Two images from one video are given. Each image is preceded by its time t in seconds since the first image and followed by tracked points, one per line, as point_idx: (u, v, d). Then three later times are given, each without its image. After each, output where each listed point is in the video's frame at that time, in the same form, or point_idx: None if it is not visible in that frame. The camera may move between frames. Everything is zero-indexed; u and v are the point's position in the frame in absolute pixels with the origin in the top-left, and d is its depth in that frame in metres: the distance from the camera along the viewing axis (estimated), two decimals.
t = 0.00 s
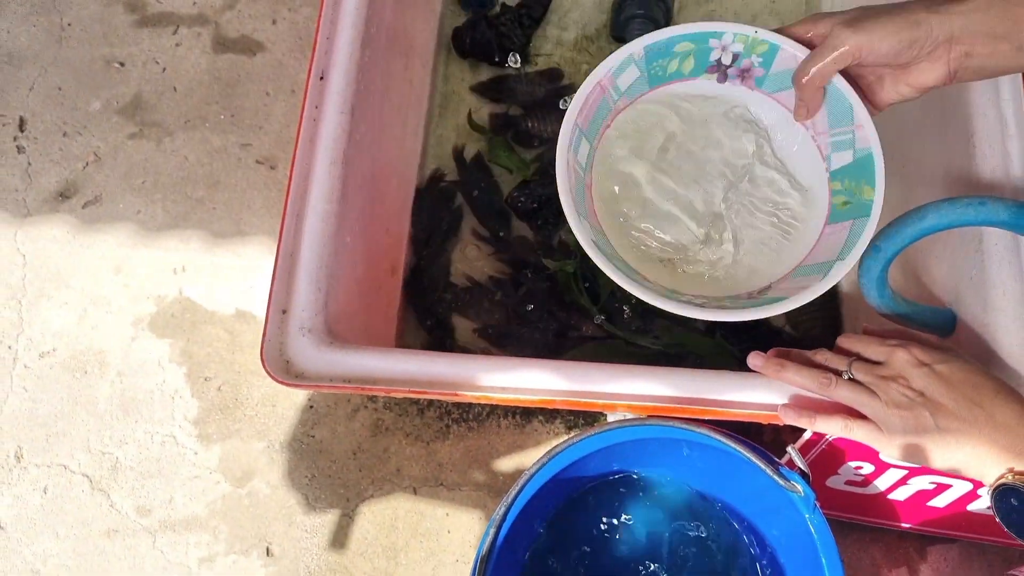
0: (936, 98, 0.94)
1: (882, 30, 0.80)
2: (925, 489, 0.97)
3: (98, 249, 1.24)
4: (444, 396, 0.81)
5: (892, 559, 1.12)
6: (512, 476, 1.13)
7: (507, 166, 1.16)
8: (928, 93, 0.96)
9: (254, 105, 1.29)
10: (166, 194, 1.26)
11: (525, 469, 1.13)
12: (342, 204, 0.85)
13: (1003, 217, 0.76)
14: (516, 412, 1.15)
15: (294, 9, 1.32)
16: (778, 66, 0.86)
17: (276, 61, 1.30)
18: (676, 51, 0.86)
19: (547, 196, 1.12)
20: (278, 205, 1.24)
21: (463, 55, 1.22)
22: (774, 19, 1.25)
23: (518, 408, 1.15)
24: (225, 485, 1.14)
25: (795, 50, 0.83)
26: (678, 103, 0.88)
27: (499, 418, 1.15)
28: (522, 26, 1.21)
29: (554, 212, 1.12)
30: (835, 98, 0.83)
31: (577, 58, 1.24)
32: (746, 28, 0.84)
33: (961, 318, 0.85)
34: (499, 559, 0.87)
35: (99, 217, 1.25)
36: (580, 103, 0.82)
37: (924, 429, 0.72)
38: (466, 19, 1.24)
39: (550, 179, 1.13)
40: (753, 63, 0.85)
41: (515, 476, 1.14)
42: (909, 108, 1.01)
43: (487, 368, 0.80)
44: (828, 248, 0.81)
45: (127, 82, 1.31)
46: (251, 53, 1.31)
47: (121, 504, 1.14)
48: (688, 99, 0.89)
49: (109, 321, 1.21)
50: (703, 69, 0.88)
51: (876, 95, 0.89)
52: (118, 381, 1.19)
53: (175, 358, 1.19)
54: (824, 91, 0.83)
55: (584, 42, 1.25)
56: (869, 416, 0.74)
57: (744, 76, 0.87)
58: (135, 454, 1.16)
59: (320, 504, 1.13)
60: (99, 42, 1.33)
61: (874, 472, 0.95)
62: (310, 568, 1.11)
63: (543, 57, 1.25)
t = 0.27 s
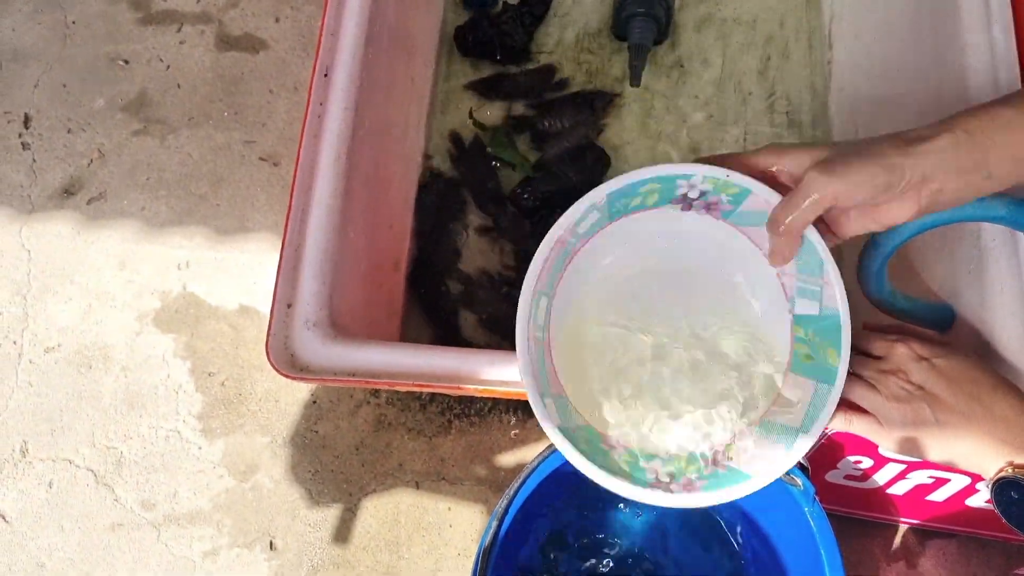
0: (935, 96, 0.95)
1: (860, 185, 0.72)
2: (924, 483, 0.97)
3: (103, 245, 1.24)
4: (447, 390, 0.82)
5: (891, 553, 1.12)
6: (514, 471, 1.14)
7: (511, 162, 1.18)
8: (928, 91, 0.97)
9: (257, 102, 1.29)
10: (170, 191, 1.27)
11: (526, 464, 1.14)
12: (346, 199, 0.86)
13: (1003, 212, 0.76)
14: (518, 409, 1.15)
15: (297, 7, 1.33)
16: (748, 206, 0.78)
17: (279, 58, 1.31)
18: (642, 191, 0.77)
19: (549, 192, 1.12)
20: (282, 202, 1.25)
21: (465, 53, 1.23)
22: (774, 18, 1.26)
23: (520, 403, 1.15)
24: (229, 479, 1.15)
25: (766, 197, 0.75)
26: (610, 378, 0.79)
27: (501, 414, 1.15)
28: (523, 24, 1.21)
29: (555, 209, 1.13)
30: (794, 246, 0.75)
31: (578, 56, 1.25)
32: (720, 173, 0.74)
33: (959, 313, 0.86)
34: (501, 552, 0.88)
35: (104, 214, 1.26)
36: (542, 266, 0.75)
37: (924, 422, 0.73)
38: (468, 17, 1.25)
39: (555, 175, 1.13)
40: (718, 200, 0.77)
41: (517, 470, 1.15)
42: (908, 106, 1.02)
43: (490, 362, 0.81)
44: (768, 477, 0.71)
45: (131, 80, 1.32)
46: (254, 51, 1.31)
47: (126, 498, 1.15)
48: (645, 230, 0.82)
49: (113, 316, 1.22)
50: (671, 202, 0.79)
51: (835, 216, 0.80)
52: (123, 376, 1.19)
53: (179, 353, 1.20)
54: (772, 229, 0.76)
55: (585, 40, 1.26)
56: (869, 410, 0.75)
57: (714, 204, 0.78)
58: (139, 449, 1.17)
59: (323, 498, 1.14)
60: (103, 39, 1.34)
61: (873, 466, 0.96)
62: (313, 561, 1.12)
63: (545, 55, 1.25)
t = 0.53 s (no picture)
0: (935, 93, 0.96)
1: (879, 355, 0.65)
2: (924, 479, 0.98)
3: (106, 242, 1.25)
4: (449, 385, 0.82)
5: (891, 550, 1.13)
6: (515, 467, 1.15)
7: (510, 160, 1.16)
8: (928, 88, 0.97)
9: (260, 100, 1.30)
10: (173, 188, 1.27)
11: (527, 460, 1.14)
12: (348, 195, 0.87)
13: (999, 206, 0.76)
14: (519, 404, 1.16)
15: (299, 5, 1.34)
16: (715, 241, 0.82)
17: (281, 56, 1.32)
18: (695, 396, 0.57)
19: (549, 190, 1.15)
20: (284, 199, 1.26)
21: (466, 50, 1.23)
22: (775, 16, 1.26)
23: (522, 399, 1.16)
24: (231, 475, 1.16)
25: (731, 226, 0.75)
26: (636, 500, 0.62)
27: (502, 409, 1.16)
28: (525, 22, 1.22)
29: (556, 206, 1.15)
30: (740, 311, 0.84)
31: (579, 54, 1.26)
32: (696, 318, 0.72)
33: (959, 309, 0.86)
34: (501, 545, 0.89)
35: (107, 211, 1.27)
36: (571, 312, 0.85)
37: (925, 419, 0.73)
38: (469, 15, 1.25)
39: (555, 172, 1.16)
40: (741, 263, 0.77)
41: (518, 466, 1.15)
42: (908, 104, 1.02)
43: (492, 357, 0.81)
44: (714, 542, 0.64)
45: (134, 77, 1.33)
46: (256, 49, 1.32)
47: (128, 493, 1.16)
48: (703, 412, 0.59)
49: (116, 313, 1.22)
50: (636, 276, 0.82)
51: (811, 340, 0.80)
52: (126, 372, 1.20)
53: (182, 350, 1.20)
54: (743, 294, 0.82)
55: (586, 38, 1.26)
56: (867, 405, 0.74)
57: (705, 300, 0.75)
58: (142, 444, 1.17)
59: (325, 494, 1.15)
60: (106, 37, 1.34)
61: (872, 462, 0.97)
62: (315, 557, 1.13)
63: (546, 53, 1.26)
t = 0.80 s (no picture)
0: (927, 95, 0.98)
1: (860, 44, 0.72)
2: (914, 474, 1.00)
3: (111, 240, 1.27)
4: (449, 381, 0.84)
5: (884, 544, 1.15)
6: (514, 462, 1.17)
7: (511, 159, 1.19)
8: (920, 90, 0.99)
9: (262, 100, 1.32)
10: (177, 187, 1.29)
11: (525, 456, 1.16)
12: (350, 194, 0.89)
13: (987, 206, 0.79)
14: (518, 400, 1.18)
15: (302, 7, 1.35)
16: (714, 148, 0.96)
17: (284, 57, 1.33)
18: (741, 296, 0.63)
19: (548, 189, 1.17)
20: (286, 197, 1.27)
21: (466, 52, 1.25)
22: (772, 18, 1.28)
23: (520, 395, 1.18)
24: (234, 469, 1.18)
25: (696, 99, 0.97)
26: (719, 185, 0.66)
27: (501, 406, 1.18)
28: (525, 24, 1.24)
29: (554, 204, 1.18)
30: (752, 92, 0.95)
31: (578, 55, 1.28)
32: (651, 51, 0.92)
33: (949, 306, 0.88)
34: (500, 538, 0.90)
35: (112, 209, 1.28)
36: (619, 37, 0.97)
37: (912, 412, 0.75)
38: (470, 17, 1.27)
39: (554, 172, 1.18)
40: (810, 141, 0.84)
41: (517, 462, 1.17)
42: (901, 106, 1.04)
43: (491, 353, 0.83)
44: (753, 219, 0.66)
45: (138, 78, 1.34)
46: (259, 50, 1.34)
47: (133, 488, 1.18)
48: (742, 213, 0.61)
49: (121, 310, 1.24)
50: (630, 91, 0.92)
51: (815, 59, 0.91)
52: (131, 368, 1.22)
53: (186, 347, 1.22)
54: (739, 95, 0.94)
55: (585, 39, 1.28)
56: (856, 401, 0.77)
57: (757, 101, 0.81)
58: (147, 439, 1.19)
59: (327, 489, 1.16)
60: (111, 38, 1.36)
61: (865, 457, 0.98)
62: (317, 550, 1.14)
63: (545, 54, 1.28)
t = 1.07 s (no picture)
0: (904, 108, 1.05)
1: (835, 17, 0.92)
2: (892, 463, 1.07)
3: (135, 243, 1.34)
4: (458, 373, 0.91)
5: (864, 531, 1.22)
6: (516, 453, 1.24)
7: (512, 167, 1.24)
8: (898, 104, 1.06)
9: (278, 109, 1.39)
10: (197, 192, 1.36)
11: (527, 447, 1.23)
12: (366, 202, 0.96)
13: (954, 215, 0.86)
14: (520, 395, 1.25)
15: (315, 20, 1.42)
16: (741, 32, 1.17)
17: (298, 68, 1.40)
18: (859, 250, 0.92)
19: (550, 195, 1.23)
20: (301, 202, 1.34)
21: (471, 64, 1.32)
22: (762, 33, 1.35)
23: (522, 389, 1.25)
24: (253, 459, 1.25)
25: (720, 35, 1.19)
26: None
27: (504, 400, 1.25)
28: (526, 37, 1.32)
29: (555, 210, 1.24)
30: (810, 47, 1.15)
31: (577, 67, 1.35)
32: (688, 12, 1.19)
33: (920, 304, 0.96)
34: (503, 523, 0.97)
35: (135, 213, 1.35)
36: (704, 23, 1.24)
37: (879, 403, 0.83)
38: (475, 31, 1.34)
39: (554, 179, 1.24)
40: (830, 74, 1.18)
41: (519, 452, 1.24)
42: (881, 117, 1.11)
43: (496, 348, 0.90)
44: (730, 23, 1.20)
45: (160, 88, 1.41)
46: (274, 61, 1.41)
47: (157, 476, 1.25)
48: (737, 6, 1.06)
49: (145, 308, 1.31)
50: None
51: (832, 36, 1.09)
52: (154, 363, 1.29)
53: (206, 343, 1.29)
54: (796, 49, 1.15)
55: (584, 53, 1.35)
56: (828, 391, 0.85)
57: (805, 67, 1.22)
58: (170, 431, 1.26)
59: (340, 477, 1.23)
60: (133, 50, 1.43)
61: (844, 447, 1.06)
62: (330, 535, 1.22)
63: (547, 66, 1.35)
